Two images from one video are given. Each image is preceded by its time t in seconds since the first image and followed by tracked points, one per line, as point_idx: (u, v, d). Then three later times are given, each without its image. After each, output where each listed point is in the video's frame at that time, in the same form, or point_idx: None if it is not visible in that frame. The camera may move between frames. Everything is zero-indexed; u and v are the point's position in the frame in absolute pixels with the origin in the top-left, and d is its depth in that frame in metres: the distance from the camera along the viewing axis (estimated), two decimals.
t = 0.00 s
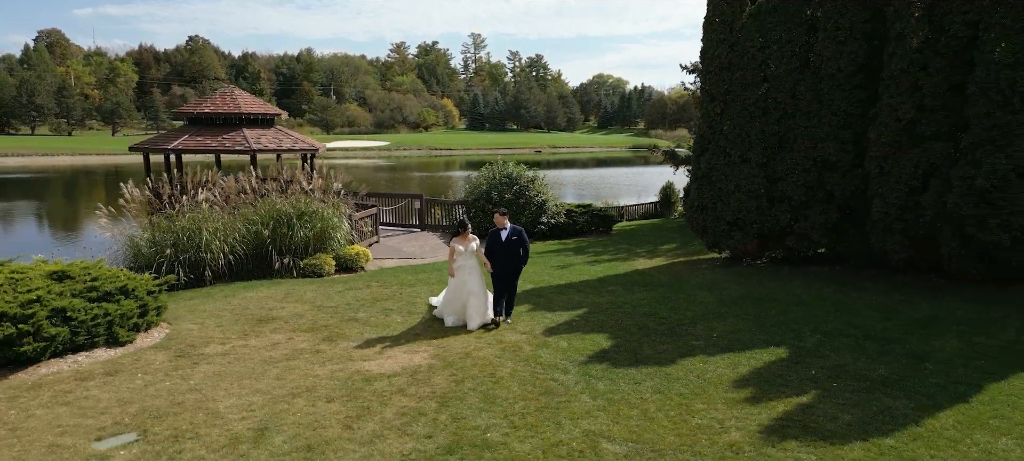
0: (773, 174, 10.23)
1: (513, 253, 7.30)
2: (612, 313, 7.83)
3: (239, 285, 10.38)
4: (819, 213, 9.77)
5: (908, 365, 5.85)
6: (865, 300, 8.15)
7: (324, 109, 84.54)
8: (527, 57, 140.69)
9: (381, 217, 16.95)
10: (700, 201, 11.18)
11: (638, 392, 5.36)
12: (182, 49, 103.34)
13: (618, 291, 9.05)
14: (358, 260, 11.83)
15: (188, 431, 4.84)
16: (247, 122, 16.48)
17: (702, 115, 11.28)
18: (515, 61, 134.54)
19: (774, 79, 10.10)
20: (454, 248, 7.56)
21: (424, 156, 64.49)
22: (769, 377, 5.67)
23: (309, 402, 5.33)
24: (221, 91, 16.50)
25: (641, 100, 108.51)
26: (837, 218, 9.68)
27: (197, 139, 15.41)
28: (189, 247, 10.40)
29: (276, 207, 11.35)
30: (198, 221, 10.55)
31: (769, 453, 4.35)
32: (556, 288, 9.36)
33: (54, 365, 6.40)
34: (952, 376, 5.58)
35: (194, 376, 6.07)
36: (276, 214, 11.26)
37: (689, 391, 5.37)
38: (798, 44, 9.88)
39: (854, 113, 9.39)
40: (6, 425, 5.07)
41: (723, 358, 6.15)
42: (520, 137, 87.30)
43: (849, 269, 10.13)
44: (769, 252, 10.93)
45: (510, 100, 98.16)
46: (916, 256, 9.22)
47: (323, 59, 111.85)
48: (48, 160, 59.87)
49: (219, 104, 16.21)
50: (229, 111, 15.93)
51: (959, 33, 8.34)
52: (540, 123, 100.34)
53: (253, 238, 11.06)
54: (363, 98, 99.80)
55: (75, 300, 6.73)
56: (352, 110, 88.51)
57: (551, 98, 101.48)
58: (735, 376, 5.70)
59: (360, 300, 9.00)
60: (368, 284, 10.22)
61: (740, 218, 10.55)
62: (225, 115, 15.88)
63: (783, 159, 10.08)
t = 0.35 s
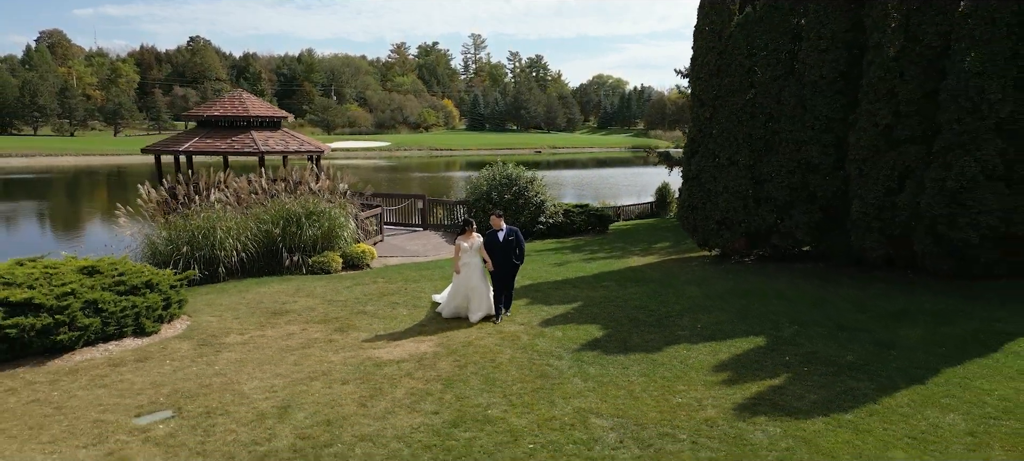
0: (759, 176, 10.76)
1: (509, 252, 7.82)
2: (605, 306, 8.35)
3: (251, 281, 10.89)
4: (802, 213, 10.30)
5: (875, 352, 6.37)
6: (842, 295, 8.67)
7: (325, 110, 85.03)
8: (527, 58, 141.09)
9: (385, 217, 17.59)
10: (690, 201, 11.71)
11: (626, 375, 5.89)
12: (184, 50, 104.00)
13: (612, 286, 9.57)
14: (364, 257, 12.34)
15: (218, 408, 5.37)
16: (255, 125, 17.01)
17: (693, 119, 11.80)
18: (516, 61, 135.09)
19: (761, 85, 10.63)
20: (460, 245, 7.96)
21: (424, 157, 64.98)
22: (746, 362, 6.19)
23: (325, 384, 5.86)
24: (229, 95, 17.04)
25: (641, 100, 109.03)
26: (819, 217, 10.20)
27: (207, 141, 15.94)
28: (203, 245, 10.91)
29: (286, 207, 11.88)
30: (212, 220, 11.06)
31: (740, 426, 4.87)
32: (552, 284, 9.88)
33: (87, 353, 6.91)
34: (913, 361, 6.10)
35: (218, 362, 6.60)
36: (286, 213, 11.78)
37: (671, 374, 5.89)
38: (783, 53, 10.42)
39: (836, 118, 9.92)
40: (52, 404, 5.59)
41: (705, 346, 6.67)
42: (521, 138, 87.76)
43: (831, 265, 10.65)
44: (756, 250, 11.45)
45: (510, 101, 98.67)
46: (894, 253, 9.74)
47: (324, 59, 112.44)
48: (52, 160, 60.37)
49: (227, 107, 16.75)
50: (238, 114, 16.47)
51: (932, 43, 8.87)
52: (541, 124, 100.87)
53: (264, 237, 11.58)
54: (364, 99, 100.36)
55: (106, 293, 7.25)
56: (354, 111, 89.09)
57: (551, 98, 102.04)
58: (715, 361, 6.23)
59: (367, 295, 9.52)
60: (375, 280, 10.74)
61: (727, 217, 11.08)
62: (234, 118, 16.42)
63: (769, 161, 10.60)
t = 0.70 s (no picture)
0: (747, 176, 11.27)
1: (506, 249, 8.29)
2: (599, 299, 8.87)
3: (263, 277, 11.42)
4: (788, 212, 10.82)
5: (847, 340, 6.88)
6: (823, 289, 9.18)
7: (325, 110, 85.47)
8: (527, 58, 141.57)
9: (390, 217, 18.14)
10: (682, 200, 12.24)
11: (616, 360, 6.42)
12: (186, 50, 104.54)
13: (606, 281, 10.09)
14: (370, 254, 12.86)
15: (243, 389, 5.91)
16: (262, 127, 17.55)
17: (685, 122, 12.33)
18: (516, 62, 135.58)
19: (748, 89, 11.16)
20: (461, 243, 8.28)
21: (425, 157, 65.44)
22: (727, 349, 6.70)
23: (340, 368, 6.40)
24: (238, 97, 17.59)
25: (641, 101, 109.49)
26: (804, 216, 10.71)
27: (217, 142, 16.47)
28: (217, 242, 11.43)
29: (295, 206, 12.43)
30: (225, 219, 11.58)
31: (716, 403, 5.39)
32: (550, 279, 10.41)
33: (116, 341, 7.44)
34: (881, 348, 6.62)
35: (239, 350, 7.13)
36: (295, 212, 12.32)
37: (657, 359, 6.42)
38: (770, 59, 10.95)
39: (819, 122, 10.44)
40: (91, 385, 6.12)
41: (690, 334, 7.20)
42: (522, 138, 88.21)
43: (816, 262, 11.15)
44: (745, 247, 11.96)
45: (511, 101, 99.10)
46: (874, 251, 10.24)
47: (325, 60, 112.98)
48: (56, 160, 60.84)
49: (236, 110, 17.28)
50: (246, 116, 17.01)
51: (908, 51, 9.39)
52: (541, 124, 101.30)
53: (274, 235, 12.10)
54: (364, 99, 100.85)
55: (133, 286, 7.78)
56: (355, 111, 89.60)
57: (552, 99, 102.52)
58: (698, 347, 6.75)
59: (374, 290, 10.05)
60: (381, 276, 11.26)
61: (717, 216, 11.60)
62: (243, 120, 16.95)
63: (756, 163, 11.12)
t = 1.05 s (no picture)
0: (736, 177, 11.80)
1: (506, 250, 8.59)
2: (593, 293, 9.40)
3: (273, 273, 11.96)
4: (774, 211, 11.35)
5: (822, 330, 7.41)
6: (805, 284, 9.71)
7: (326, 110, 85.97)
8: (527, 59, 142.07)
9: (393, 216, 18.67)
10: (674, 200, 12.77)
11: (607, 347, 6.95)
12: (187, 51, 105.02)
13: (601, 277, 10.63)
14: (375, 252, 13.38)
15: (265, 373, 6.44)
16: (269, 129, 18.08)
17: (677, 125, 12.87)
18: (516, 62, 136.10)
19: (737, 94, 11.69)
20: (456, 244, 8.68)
21: (426, 157, 65.98)
22: (710, 338, 7.23)
23: (352, 354, 6.93)
24: (246, 100, 18.12)
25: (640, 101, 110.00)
26: (789, 215, 11.24)
27: (225, 144, 17.00)
28: (230, 240, 11.97)
29: (303, 205, 12.95)
30: (237, 217, 12.12)
31: (696, 384, 5.92)
32: (548, 275, 10.94)
33: (142, 331, 7.97)
34: (853, 336, 7.15)
35: (257, 339, 7.67)
36: (303, 211, 12.86)
37: (645, 346, 6.96)
38: (757, 65, 11.49)
39: (803, 125, 10.97)
40: (124, 369, 6.66)
41: (677, 325, 7.73)
42: (522, 138, 88.72)
43: (802, 259, 11.69)
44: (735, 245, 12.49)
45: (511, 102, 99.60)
46: (855, 248, 10.77)
47: (325, 60, 113.51)
48: (59, 161, 61.35)
49: (244, 113, 17.81)
50: (254, 119, 17.54)
51: (886, 59, 9.91)
52: (541, 124, 101.79)
53: (284, 233, 12.63)
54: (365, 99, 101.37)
55: (156, 280, 8.32)
56: (356, 112, 90.14)
57: (552, 99, 103.04)
58: (683, 336, 7.29)
59: (380, 285, 10.58)
60: (386, 272, 11.78)
61: (707, 215, 12.13)
62: (250, 123, 17.48)
63: (744, 164, 11.65)
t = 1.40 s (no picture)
0: (726, 178, 12.34)
1: (507, 248, 9.10)
2: (588, 288, 9.93)
3: (283, 269, 12.49)
4: (762, 210, 11.88)
5: (801, 320, 7.96)
6: (789, 279, 10.25)
7: (327, 111, 86.46)
8: (527, 59, 142.69)
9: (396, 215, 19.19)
10: (667, 199, 13.30)
11: (599, 336, 7.49)
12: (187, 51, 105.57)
13: (596, 273, 11.16)
14: (379, 250, 13.90)
15: (283, 359, 6.98)
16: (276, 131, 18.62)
17: (670, 127, 13.39)
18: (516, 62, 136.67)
19: (727, 98, 12.22)
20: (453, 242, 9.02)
21: (426, 157, 66.50)
22: (696, 328, 7.77)
23: (363, 342, 7.47)
24: (254, 103, 18.67)
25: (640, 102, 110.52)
26: (776, 214, 11.78)
27: (234, 146, 17.54)
28: (242, 238, 12.53)
29: (311, 205, 13.49)
30: (249, 216, 12.66)
31: (680, 368, 6.46)
32: (546, 271, 11.48)
33: (164, 322, 8.51)
34: (828, 326, 7.69)
35: (273, 330, 8.20)
36: (311, 210, 13.40)
37: (635, 335, 7.50)
38: (746, 71, 12.02)
39: (790, 128, 11.51)
40: (152, 356, 7.20)
41: (666, 316, 8.26)
42: (522, 139, 89.26)
43: (789, 256, 12.23)
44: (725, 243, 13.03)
45: (511, 102, 100.15)
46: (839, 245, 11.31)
47: (326, 61, 114.06)
48: (62, 161, 61.82)
49: (252, 115, 18.36)
50: (262, 121, 18.09)
51: (866, 66, 10.44)
52: (541, 124, 102.32)
53: (293, 231, 13.17)
54: (365, 100, 101.89)
55: (177, 275, 8.87)
56: (357, 112, 90.68)
57: (552, 99, 103.57)
58: (671, 326, 7.83)
59: (386, 281, 11.11)
60: (391, 269, 12.31)
61: (699, 214, 12.67)
62: (258, 125, 18.03)
63: (733, 166, 12.19)
